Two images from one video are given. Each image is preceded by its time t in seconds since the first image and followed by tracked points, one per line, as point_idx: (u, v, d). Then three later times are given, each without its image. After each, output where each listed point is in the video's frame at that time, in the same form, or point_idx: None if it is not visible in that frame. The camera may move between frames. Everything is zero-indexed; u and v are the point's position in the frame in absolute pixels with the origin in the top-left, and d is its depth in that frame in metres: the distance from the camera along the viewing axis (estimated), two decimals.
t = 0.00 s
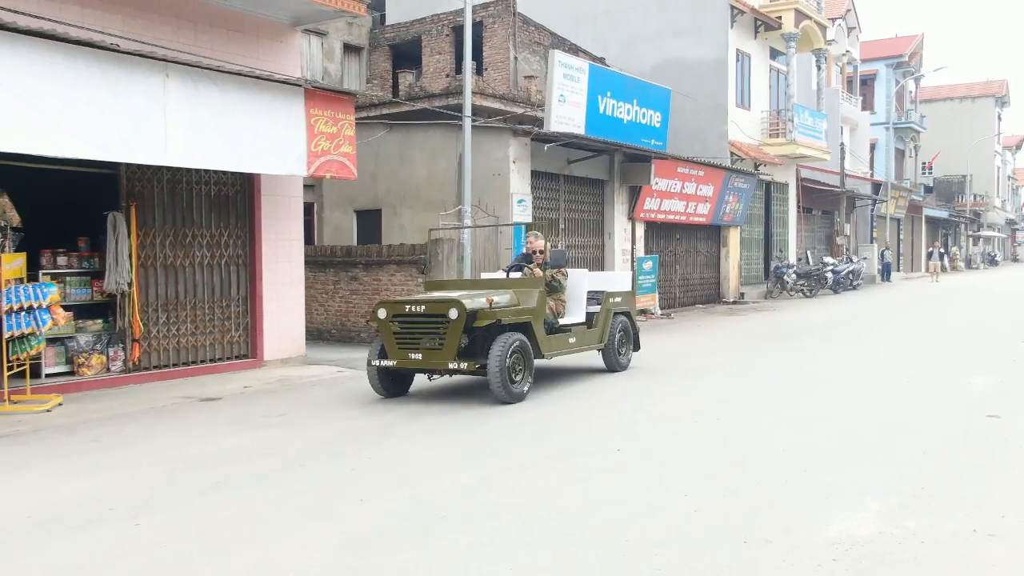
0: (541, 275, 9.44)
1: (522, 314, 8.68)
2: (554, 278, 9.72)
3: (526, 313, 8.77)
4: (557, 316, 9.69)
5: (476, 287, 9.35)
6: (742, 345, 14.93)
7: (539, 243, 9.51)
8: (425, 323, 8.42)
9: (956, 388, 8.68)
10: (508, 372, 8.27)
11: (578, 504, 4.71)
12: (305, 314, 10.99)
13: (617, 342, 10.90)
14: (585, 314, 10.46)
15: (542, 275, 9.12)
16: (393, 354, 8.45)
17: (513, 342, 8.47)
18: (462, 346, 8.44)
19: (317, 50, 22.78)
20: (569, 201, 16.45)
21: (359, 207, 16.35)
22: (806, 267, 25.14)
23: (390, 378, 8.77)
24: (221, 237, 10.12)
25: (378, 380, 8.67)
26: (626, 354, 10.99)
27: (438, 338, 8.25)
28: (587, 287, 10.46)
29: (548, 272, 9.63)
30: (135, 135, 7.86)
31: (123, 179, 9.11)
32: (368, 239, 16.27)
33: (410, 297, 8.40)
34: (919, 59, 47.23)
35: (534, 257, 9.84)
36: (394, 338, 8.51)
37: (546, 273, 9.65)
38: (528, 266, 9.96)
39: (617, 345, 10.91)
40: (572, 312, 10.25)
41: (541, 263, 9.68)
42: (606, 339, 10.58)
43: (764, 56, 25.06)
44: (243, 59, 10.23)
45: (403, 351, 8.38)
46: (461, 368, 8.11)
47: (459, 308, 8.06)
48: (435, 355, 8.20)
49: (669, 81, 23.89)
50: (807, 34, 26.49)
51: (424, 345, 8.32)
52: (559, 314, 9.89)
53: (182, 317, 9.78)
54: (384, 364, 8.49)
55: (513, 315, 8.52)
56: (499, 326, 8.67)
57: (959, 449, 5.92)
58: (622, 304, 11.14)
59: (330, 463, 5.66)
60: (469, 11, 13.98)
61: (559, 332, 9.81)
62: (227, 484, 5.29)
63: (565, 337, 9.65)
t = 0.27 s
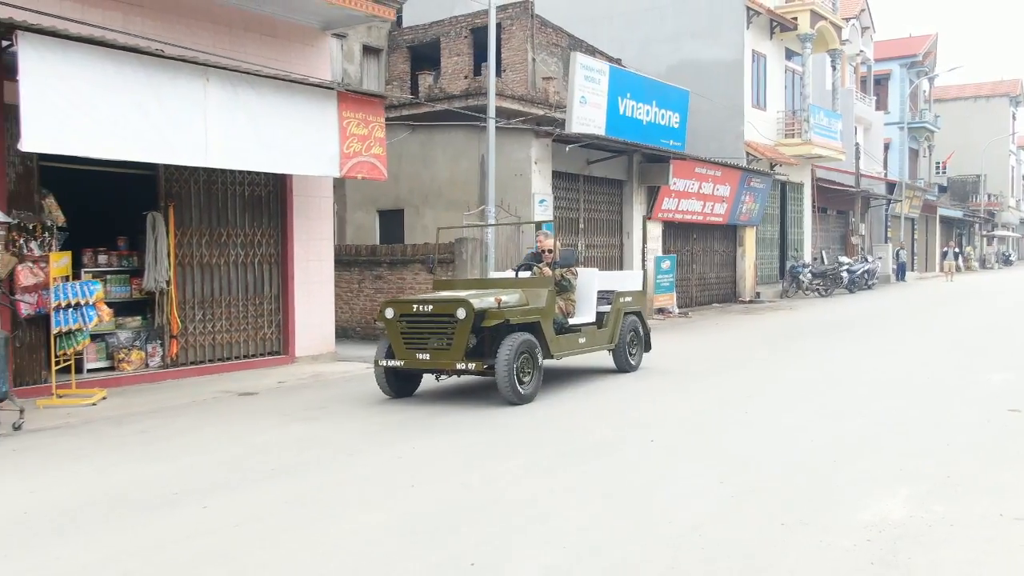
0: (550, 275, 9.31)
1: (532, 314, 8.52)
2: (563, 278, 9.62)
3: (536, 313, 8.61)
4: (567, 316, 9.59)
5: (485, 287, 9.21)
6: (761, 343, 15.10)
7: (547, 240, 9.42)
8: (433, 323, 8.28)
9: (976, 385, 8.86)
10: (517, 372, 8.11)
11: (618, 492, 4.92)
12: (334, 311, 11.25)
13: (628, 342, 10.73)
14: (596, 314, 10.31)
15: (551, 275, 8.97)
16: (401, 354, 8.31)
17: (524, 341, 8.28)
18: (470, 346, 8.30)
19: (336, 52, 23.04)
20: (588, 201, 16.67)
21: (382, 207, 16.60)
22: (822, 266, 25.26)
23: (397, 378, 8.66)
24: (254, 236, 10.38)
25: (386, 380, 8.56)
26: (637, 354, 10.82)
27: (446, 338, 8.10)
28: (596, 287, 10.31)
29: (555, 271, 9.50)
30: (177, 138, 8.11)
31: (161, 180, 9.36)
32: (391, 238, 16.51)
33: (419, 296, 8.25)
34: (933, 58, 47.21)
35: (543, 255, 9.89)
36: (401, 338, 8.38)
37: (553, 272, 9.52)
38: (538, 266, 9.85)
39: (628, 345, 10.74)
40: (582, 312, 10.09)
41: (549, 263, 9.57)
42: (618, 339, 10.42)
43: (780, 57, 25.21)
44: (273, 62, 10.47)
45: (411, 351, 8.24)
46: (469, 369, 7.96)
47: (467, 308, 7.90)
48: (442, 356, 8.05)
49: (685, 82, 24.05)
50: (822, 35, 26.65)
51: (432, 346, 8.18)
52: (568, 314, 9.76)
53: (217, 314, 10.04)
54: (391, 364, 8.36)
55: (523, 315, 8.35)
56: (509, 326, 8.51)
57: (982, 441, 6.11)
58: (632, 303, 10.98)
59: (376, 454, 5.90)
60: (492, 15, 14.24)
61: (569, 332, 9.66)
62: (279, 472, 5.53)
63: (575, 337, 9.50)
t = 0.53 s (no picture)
0: (566, 275, 9.21)
1: (546, 316, 8.39)
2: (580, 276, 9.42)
3: (550, 314, 8.48)
4: (582, 317, 9.42)
5: (498, 288, 9.07)
6: (788, 343, 15.20)
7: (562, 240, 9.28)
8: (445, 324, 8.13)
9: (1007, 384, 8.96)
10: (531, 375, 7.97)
11: (663, 484, 5.09)
12: (370, 310, 11.49)
13: (645, 344, 10.56)
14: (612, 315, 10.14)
15: (565, 275, 8.81)
16: (413, 356, 8.18)
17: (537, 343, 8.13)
18: (483, 348, 8.17)
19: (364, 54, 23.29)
20: (616, 201, 16.82)
21: (412, 207, 16.83)
22: (847, 266, 25.28)
23: (409, 380, 8.54)
24: (294, 236, 10.62)
25: (398, 383, 8.43)
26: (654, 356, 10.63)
27: (458, 340, 7.96)
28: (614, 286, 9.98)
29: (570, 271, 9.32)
30: (223, 141, 8.35)
31: (206, 181, 9.62)
32: (421, 238, 16.74)
33: (431, 297, 8.11)
34: (958, 58, 46.94)
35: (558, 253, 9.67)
36: (413, 339, 8.24)
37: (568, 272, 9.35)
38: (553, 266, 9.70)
39: (644, 347, 10.56)
40: (598, 314, 9.92)
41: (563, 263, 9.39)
42: (634, 340, 10.26)
43: (806, 57, 25.25)
44: (309, 65, 10.68)
45: (422, 353, 8.11)
46: (481, 371, 7.82)
47: (479, 309, 7.75)
48: (454, 358, 7.91)
49: (710, 83, 24.13)
50: (848, 35, 26.68)
51: (444, 347, 8.04)
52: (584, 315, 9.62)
53: (258, 313, 10.30)
54: (402, 366, 8.24)
55: (537, 317, 8.21)
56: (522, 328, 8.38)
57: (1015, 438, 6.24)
58: (650, 304, 10.81)
59: (424, 449, 6.12)
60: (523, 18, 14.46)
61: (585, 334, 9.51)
62: (332, 464, 5.74)
63: (591, 339, 9.35)
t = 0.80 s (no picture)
0: (570, 275, 9.02)
1: (550, 316, 8.15)
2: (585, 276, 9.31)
3: (554, 314, 8.25)
4: (587, 316, 9.28)
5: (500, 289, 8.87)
6: (804, 341, 15.32)
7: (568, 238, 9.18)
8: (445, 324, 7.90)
9: None
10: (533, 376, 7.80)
11: (693, 477, 5.22)
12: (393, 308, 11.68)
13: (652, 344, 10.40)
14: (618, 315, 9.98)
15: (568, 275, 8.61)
16: (413, 357, 7.96)
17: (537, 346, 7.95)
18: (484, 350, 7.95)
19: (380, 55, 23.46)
20: (632, 201, 16.97)
21: (431, 207, 17.01)
22: (861, 265, 25.37)
23: (409, 381, 8.32)
24: (320, 235, 10.80)
25: (397, 384, 8.22)
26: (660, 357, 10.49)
27: (458, 340, 7.73)
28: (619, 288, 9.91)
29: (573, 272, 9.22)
30: (257, 141, 8.55)
31: (235, 181, 9.81)
32: (440, 238, 16.91)
33: (430, 296, 7.88)
34: (970, 57, 46.89)
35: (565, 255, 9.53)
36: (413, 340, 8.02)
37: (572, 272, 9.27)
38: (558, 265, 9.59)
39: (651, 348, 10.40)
40: (603, 314, 9.80)
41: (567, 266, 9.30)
42: (640, 341, 10.10)
43: (819, 57, 25.34)
44: (335, 66, 10.83)
45: (422, 354, 7.88)
46: (483, 372, 7.59)
47: (480, 309, 7.52)
48: (454, 359, 7.68)
49: (724, 83, 24.24)
50: (862, 35, 26.80)
51: (444, 348, 7.81)
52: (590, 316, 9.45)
53: (286, 310, 10.48)
54: (402, 367, 8.01)
55: (540, 316, 7.98)
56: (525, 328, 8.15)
57: None
58: (657, 304, 10.65)
59: (459, 443, 6.29)
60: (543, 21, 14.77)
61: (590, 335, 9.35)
62: (370, 457, 5.89)
63: (596, 339, 9.19)
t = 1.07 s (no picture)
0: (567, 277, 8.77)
1: (547, 319, 7.89)
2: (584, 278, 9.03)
3: (551, 318, 7.99)
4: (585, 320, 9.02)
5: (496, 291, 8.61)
6: (813, 342, 15.39)
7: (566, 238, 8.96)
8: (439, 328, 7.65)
9: None
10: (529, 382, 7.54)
11: (716, 477, 5.28)
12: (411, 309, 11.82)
13: (652, 348, 10.18)
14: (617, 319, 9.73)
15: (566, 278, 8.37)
16: (405, 362, 7.71)
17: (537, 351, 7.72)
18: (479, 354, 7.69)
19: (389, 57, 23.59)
20: (642, 202, 17.09)
21: (443, 208, 17.14)
22: (867, 265, 25.48)
23: (402, 386, 8.08)
24: (340, 236, 10.95)
25: (390, 389, 7.97)
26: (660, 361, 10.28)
27: (452, 345, 7.48)
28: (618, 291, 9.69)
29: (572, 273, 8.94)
30: (281, 143, 8.68)
31: (258, 183, 9.96)
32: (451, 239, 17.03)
33: (424, 299, 7.61)
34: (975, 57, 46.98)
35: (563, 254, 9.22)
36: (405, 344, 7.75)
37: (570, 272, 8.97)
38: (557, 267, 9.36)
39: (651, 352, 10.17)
40: (602, 317, 9.62)
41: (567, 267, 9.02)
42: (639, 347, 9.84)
43: (826, 58, 25.46)
44: (353, 68, 10.94)
45: (415, 359, 7.62)
46: (477, 378, 7.34)
47: (475, 312, 7.26)
48: (448, 364, 7.43)
49: (731, 84, 24.36)
50: (868, 36, 26.94)
51: (438, 353, 7.56)
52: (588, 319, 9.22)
53: (306, 311, 10.62)
54: (394, 372, 7.76)
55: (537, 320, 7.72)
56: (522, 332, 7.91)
57: None
58: (657, 308, 10.44)
59: (487, 442, 6.43)
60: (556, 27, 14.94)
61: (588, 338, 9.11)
62: (392, 457, 5.95)
63: (595, 343, 8.96)
